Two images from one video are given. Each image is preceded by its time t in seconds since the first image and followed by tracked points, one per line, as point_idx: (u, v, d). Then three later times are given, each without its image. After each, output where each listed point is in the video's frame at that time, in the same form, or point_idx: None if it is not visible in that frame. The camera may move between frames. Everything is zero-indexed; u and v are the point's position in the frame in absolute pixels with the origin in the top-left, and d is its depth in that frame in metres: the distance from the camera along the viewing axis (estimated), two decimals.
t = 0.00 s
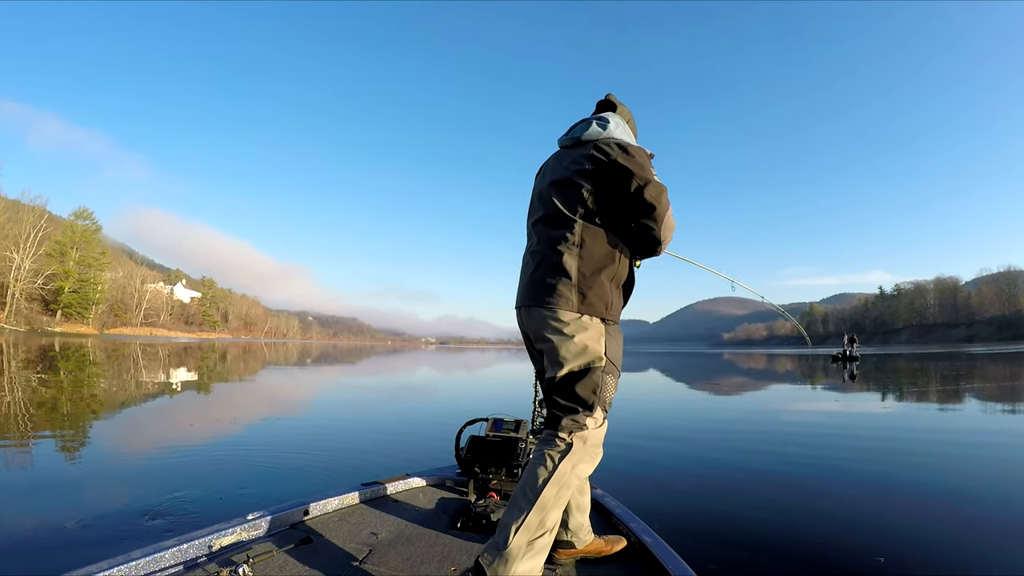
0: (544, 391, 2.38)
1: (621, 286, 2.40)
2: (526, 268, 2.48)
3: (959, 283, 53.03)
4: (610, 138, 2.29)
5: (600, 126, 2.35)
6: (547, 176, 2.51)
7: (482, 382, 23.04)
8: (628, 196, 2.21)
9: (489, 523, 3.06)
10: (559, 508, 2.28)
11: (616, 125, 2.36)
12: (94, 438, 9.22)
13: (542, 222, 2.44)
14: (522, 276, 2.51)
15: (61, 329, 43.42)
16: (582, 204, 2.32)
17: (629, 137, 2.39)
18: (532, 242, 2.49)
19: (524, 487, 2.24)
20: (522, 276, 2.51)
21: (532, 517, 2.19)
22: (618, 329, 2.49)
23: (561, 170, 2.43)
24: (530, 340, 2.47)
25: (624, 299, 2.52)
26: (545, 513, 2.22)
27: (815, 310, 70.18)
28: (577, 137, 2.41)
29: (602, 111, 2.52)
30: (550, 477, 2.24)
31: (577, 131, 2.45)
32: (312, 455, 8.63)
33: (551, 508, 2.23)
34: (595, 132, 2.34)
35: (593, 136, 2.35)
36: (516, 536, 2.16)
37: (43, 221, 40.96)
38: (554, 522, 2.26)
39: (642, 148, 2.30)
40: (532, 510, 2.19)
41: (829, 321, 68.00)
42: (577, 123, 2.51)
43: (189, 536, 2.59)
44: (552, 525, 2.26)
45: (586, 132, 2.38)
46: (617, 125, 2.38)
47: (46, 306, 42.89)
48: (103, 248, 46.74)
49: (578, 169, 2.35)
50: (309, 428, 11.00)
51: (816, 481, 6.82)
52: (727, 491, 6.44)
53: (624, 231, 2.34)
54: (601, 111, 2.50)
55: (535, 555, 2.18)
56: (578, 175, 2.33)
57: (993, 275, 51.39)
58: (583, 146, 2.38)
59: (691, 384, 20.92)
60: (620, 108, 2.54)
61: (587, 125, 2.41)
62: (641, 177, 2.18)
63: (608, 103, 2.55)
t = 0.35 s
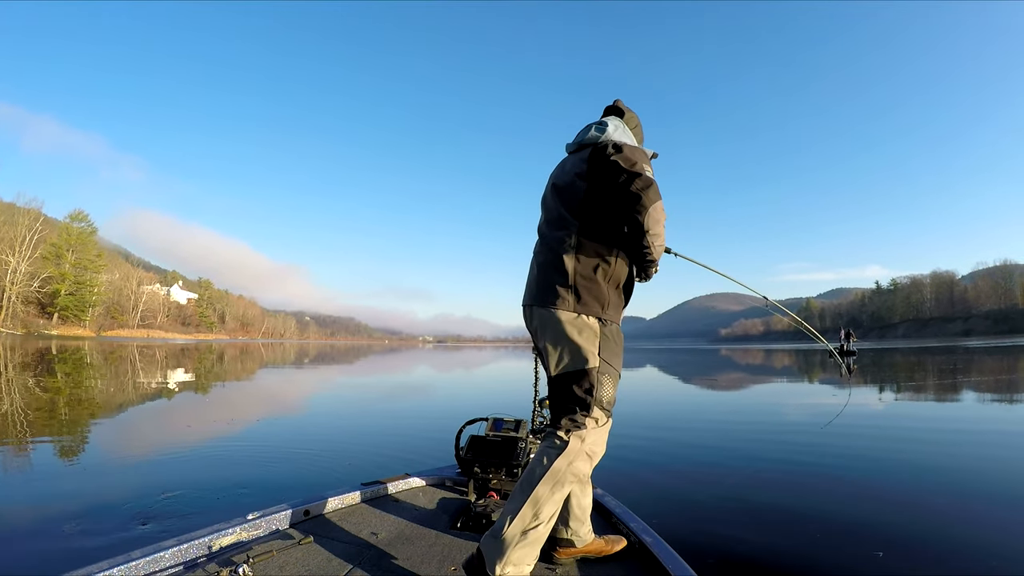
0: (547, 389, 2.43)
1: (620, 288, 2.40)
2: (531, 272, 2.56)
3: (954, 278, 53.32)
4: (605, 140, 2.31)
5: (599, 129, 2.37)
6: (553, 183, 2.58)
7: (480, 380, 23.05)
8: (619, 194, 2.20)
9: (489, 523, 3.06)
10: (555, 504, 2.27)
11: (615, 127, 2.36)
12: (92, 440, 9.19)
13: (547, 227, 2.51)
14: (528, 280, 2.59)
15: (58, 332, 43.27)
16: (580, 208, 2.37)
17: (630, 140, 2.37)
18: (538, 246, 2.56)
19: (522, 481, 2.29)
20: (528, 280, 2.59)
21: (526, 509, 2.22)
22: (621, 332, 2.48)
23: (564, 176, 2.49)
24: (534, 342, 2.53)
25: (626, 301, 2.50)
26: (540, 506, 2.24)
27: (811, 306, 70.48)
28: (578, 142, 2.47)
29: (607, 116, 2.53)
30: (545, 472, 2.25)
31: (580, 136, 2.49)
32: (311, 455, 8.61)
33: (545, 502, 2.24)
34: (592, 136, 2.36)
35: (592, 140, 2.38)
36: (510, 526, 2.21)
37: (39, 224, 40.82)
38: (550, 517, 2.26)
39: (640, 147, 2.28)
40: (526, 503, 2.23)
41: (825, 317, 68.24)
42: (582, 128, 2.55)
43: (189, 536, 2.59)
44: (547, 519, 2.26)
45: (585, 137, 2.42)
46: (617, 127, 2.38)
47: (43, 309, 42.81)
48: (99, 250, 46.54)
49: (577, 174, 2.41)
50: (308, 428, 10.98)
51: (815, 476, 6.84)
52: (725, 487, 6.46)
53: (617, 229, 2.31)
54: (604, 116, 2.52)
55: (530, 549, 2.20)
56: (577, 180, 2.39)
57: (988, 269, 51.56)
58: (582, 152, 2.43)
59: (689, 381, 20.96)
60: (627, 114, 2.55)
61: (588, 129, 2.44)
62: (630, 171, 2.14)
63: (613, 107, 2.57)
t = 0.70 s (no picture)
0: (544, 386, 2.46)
1: (616, 284, 2.37)
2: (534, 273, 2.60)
3: (951, 279, 53.54)
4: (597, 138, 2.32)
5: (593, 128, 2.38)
6: (554, 184, 2.61)
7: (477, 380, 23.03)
8: (606, 189, 2.20)
9: (489, 523, 3.05)
10: (551, 501, 2.26)
11: (610, 126, 2.36)
12: (89, 439, 9.16)
13: (547, 228, 2.55)
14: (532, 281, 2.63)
15: (55, 330, 43.11)
16: (575, 207, 2.39)
17: (625, 136, 2.36)
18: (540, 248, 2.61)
19: (517, 478, 2.29)
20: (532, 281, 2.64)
21: (521, 507, 2.23)
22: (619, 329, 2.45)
23: (562, 177, 2.51)
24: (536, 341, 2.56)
25: (625, 298, 2.46)
26: (534, 504, 2.24)
27: (809, 307, 70.69)
28: (576, 143, 2.49)
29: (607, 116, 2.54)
30: (538, 469, 2.26)
31: (578, 137, 2.52)
32: (308, 455, 8.59)
33: (539, 499, 2.24)
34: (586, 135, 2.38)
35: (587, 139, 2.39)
36: (506, 526, 2.22)
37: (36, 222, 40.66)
38: (546, 514, 2.25)
39: (630, 142, 2.26)
40: (521, 500, 2.23)
41: (823, 318, 68.41)
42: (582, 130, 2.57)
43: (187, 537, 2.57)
44: (544, 517, 2.26)
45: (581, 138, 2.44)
46: (612, 125, 2.38)
47: (40, 308, 42.69)
48: (96, 248, 46.36)
49: (573, 174, 2.42)
50: (305, 428, 10.96)
51: (812, 476, 6.86)
52: (723, 487, 6.48)
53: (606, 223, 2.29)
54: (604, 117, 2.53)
55: (528, 547, 2.19)
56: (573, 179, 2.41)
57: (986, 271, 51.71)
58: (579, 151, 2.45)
59: (687, 381, 20.99)
60: (628, 114, 2.54)
61: (584, 129, 2.46)
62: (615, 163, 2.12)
63: (614, 108, 2.57)
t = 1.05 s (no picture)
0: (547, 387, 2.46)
1: (618, 284, 2.38)
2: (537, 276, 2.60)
3: (949, 285, 53.75)
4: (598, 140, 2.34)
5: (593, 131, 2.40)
6: (556, 187, 2.62)
7: (474, 382, 23.03)
8: (606, 190, 2.21)
9: (489, 523, 3.05)
10: (552, 500, 2.27)
11: (609, 127, 2.37)
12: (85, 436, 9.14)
13: (548, 231, 2.57)
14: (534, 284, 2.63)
15: (52, 327, 43.01)
16: (576, 209, 2.39)
17: (625, 137, 2.38)
18: (542, 251, 2.61)
19: (519, 477, 2.29)
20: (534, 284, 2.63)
21: (523, 505, 2.23)
22: (620, 329, 2.46)
23: (563, 179, 2.52)
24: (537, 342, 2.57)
25: (627, 298, 2.47)
26: (536, 502, 2.24)
27: (806, 312, 70.99)
28: (577, 145, 2.50)
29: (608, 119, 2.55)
30: (539, 468, 2.26)
31: (578, 140, 2.53)
32: (305, 454, 8.56)
33: (541, 498, 2.24)
34: (587, 137, 2.39)
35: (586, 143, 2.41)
36: (508, 524, 2.22)
37: (34, 219, 40.63)
38: (548, 513, 2.25)
39: (630, 144, 2.28)
40: (523, 499, 2.23)
41: (820, 323, 68.54)
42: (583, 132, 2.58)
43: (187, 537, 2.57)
44: (546, 515, 2.26)
45: (581, 140, 2.45)
46: (611, 126, 2.39)
47: (37, 304, 42.56)
48: (94, 244, 46.23)
49: (573, 177, 2.43)
50: (301, 427, 10.92)
51: (809, 479, 6.87)
52: (720, 490, 6.49)
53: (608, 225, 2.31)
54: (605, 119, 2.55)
55: (530, 546, 2.20)
56: (573, 182, 2.42)
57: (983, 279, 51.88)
58: (579, 154, 2.46)
59: (684, 385, 20.99)
60: (628, 117, 2.56)
61: (585, 132, 2.48)
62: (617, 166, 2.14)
63: (616, 111, 2.58)
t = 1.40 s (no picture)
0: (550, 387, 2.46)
1: (621, 285, 2.40)
2: (536, 277, 2.59)
3: (946, 288, 53.93)
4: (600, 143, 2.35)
5: (594, 133, 2.41)
6: (553, 186, 2.61)
7: (472, 383, 23.03)
8: (612, 192, 2.22)
9: (489, 523, 3.05)
10: (556, 499, 2.28)
11: (610, 130, 2.39)
12: (82, 436, 9.12)
13: (548, 231, 2.55)
14: (532, 285, 2.61)
15: (49, 326, 42.92)
16: (579, 210, 2.39)
17: (625, 140, 2.41)
18: (541, 252, 2.60)
19: (522, 476, 2.29)
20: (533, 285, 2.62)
21: (527, 505, 2.23)
22: (622, 329, 2.49)
23: (562, 181, 2.52)
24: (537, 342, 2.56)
25: (627, 299, 2.50)
26: (540, 501, 2.25)
27: (804, 313, 71.19)
28: (576, 147, 2.50)
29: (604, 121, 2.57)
30: (544, 467, 2.26)
31: (576, 141, 2.54)
32: (304, 455, 8.53)
33: (545, 496, 2.25)
34: (587, 139, 2.41)
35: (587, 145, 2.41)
36: (512, 523, 2.22)
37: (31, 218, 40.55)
38: (551, 511, 2.26)
39: (633, 147, 2.31)
40: (527, 498, 2.24)
41: (818, 325, 68.65)
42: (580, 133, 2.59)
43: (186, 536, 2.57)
44: (549, 514, 2.27)
45: (581, 142, 2.46)
46: (612, 129, 2.41)
47: (34, 304, 42.45)
48: (91, 244, 46.13)
49: (574, 178, 2.44)
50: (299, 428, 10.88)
51: (806, 481, 6.88)
52: (718, 491, 6.50)
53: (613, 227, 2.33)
54: (602, 122, 2.56)
55: (534, 545, 2.21)
56: (575, 183, 2.42)
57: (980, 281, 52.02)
58: (579, 155, 2.47)
59: (681, 386, 20.99)
60: (625, 120, 2.58)
61: (584, 134, 2.49)
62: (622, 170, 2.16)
63: (611, 113, 2.61)
